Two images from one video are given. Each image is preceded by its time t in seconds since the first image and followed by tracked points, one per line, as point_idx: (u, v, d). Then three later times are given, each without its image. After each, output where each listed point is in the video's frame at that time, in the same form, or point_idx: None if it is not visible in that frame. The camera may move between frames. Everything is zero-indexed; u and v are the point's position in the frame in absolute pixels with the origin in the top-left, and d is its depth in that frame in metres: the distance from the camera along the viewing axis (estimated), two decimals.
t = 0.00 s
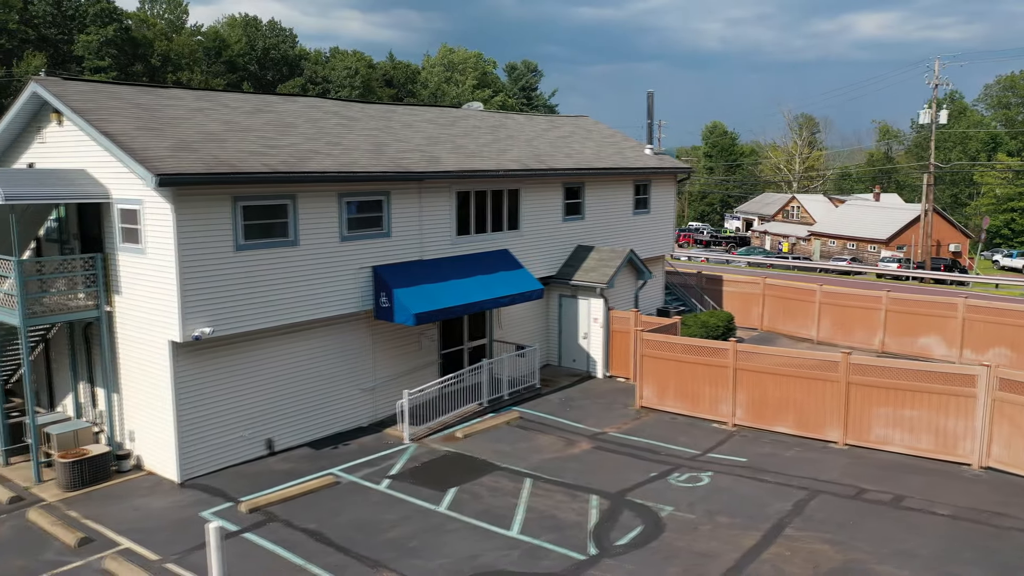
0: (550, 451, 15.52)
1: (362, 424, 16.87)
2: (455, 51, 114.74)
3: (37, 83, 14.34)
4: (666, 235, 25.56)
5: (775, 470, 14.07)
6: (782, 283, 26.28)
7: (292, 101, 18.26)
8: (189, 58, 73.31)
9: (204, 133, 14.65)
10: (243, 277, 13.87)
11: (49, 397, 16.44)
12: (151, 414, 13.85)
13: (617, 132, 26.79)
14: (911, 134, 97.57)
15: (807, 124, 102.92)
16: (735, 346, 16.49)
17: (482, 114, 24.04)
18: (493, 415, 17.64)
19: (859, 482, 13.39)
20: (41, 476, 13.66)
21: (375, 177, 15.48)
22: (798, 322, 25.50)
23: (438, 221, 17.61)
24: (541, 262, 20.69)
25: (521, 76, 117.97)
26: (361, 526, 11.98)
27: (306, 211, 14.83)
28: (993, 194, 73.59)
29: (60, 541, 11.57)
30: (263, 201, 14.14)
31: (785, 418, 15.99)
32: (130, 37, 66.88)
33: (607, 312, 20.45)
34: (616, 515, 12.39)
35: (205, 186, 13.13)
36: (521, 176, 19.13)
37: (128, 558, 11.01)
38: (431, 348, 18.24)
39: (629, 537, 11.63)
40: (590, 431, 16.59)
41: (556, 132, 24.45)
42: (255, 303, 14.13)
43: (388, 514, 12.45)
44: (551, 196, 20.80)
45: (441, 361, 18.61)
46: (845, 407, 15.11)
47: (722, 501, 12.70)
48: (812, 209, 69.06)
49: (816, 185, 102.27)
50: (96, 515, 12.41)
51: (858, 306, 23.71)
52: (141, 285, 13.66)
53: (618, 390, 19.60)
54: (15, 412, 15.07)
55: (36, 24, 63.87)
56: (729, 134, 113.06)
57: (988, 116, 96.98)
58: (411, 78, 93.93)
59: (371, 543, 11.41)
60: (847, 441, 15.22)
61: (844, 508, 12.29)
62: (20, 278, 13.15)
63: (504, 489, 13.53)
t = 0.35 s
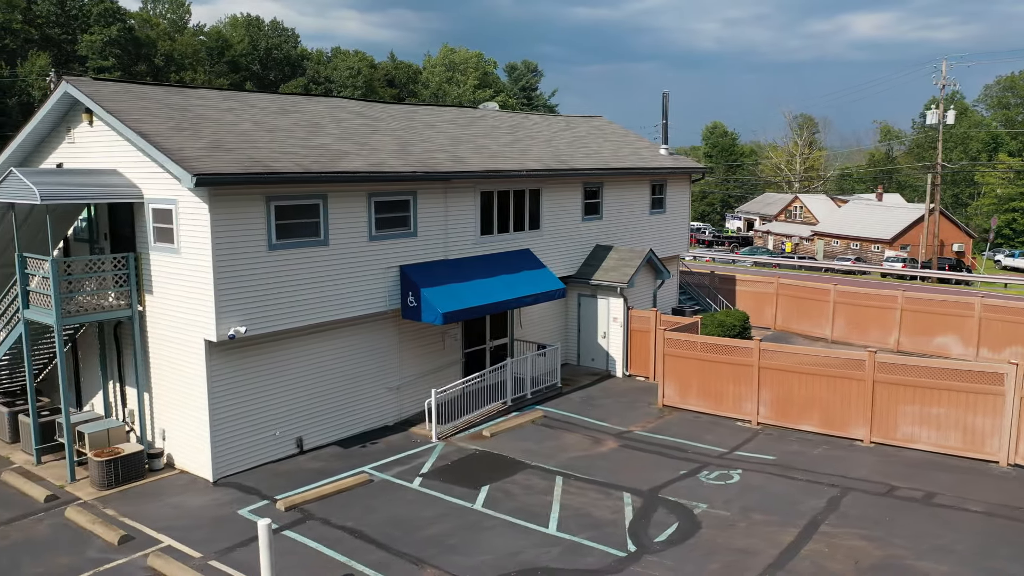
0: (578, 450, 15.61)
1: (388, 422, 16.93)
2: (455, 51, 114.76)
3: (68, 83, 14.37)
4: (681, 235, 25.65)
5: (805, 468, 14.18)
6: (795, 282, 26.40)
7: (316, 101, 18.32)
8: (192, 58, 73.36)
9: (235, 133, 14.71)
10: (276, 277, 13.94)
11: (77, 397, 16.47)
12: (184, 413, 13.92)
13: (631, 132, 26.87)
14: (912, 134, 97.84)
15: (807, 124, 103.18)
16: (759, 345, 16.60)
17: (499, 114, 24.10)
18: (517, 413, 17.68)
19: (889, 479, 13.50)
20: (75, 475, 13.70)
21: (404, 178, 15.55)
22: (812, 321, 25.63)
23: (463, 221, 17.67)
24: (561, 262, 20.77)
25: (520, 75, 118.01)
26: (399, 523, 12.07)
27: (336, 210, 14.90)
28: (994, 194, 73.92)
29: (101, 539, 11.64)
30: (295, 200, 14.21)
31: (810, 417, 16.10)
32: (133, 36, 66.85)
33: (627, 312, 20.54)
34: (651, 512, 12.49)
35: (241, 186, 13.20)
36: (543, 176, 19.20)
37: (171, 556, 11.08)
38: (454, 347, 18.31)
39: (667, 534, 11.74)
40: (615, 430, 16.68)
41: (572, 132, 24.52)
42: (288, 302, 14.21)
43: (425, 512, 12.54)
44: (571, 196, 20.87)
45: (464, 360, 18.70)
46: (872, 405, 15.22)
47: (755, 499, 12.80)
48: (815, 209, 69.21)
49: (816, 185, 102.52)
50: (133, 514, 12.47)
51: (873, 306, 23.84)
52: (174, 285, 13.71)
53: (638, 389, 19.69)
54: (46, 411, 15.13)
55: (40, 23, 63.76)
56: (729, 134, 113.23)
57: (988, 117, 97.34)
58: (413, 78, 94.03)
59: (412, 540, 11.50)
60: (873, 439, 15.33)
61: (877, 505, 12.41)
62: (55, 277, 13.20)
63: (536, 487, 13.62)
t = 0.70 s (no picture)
0: (608, 448, 15.71)
1: (417, 421, 17.00)
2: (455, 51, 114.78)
3: (101, 83, 14.41)
4: (697, 235, 25.74)
5: (837, 465, 14.30)
6: (810, 282, 26.52)
7: (342, 102, 18.38)
8: (195, 58, 73.35)
9: (268, 133, 14.77)
10: (311, 277, 14.01)
11: (107, 396, 16.50)
12: (220, 412, 13.97)
13: (646, 132, 26.96)
14: (911, 135, 98.08)
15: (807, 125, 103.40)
16: (786, 345, 16.70)
17: (517, 114, 24.17)
18: (543, 413, 17.75)
19: (921, 476, 13.62)
20: (112, 475, 13.75)
21: (434, 178, 15.62)
22: (827, 320, 25.75)
23: (490, 221, 17.74)
24: (582, 261, 20.85)
25: (520, 76, 118.12)
26: (440, 521, 12.15)
27: (369, 210, 14.96)
28: (994, 194, 74.21)
29: (146, 538, 11.70)
30: (330, 200, 14.27)
31: (837, 415, 16.22)
32: (136, 36, 66.80)
33: (648, 311, 20.64)
34: (689, 510, 12.60)
35: (278, 186, 13.26)
36: (567, 176, 19.28)
37: (218, 553, 11.14)
38: (480, 346, 18.39)
39: (708, 531, 11.83)
40: (643, 428, 16.78)
41: (590, 132, 24.60)
42: (322, 302, 14.28)
43: (464, 510, 12.62)
44: (593, 196, 20.95)
45: (489, 359, 18.79)
46: (900, 403, 15.35)
47: (791, 496, 12.91)
48: (817, 209, 69.40)
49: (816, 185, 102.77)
50: (174, 512, 12.53)
51: (889, 305, 23.98)
52: (211, 285, 13.76)
53: (661, 388, 19.79)
54: (79, 410, 15.17)
55: (43, 24, 63.70)
56: (729, 134, 113.44)
57: (987, 117, 97.68)
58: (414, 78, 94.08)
59: (455, 538, 11.58)
60: (901, 436, 15.46)
61: (913, 501, 12.53)
62: (92, 276, 13.23)
63: (572, 485, 13.71)
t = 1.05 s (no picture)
0: (640, 447, 15.80)
1: (448, 421, 17.07)
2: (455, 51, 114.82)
3: (139, 84, 14.45)
4: (715, 235, 25.85)
5: (871, 463, 14.41)
6: (827, 282, 26.65)
7: (370, 102, 18.43)
8: (199, 58, 73.40)
9: (305, 133, 14.83)
10: (350, 276, 14.07)
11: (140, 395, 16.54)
12: (260, 411, 14.03)
13: (663, 133, 27.04)
14: (912, 135, 98.36)
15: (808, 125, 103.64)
16: (815, 344, 16.81)
17: (537, 114, 24.24)
18: (572, 412, 17.85)
19: (957, 474, 13.74)
20: (152, 474, 13.80)
21: (468, 178, 15.68)
22: (844, 320, 25.89)
23: (519, 221, 17.81)
24: (606, 261, 20.93)
25: (520, 76, 118.15)
26: (485, 519, 12.23)
27: (405, 210, 15.03)
28: (996, 195, 74.48)
29: (194, 536, 11.77)
30: (368, 201, 14.34)
31: (867, 413, 16.33)
32: (140, 37, 66.76)
33: (672, 310, 20.74)
34: (730, 507, 12.71)
35: (319, 187, 13.32)
36: (593, 176, 19.35)
37: (269, 551, 11.21)
38: (508, 346, 18.46)
39: (752, 528, 11.94)
40: (673, 427, 16.88)
41: (609, 132, 24.69)
42: (361, 301, 14.34)
43: (507, 508, 12.71)
44: (617, 196, 21.03)
45: (517, 359, 18.88)
46: (931, 402, 15.46)
47: (830, 494, 13.02)
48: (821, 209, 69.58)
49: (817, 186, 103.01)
50: (219, 511, 12.60)
51: (908, 304, 24.12)
52: (251, 284, 13.81)
53: (686, 387, 19.89)
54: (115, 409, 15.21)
55: (48, 24, 63.62)
56: (730, 134, 113.63)
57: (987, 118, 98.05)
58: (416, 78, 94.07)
59: (502, 536, 11.66)
60: (932, 435, 15.58)
61: (952, 499, 12.64)
62: (134, 277, 13.26)
63: (610, 483, 13.80)
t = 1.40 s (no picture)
0: (673, 446, 15.89)
1: (478, 420, 17.15)
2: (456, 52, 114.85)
3: (176, 85, 14.51)
4: (734, 235, 25.94)
5: (905, 461, 14.51)
6: (843, 282, 26.79)
7: (399, 103, 18.49)
8: (203, 58, 73.40)
9: (342, 134, 14.87)
10: (389, 276, 14.14)
11: (174, 395, 16.58)
12: (299, 411, 14.08)
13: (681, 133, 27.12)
14: (912, 135, 98.67)
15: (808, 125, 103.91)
16: (844, 343, 16.91)
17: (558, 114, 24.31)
18: (601, 411, 17.94)
19: (993, 472, 13.85)
20: (192, 473, 13.86)
21: (502, 178, 15.75)
22: (860, 319, 26.03)
23: (548, 221, 17.88)
24: (631, 261, 21.02)
25: (520, 76, 118.26)
26: (530, 517, 12.30)
27: (441, 210, 15.10)
28: (997, 195, 74.77)
29: (241, 535, 11.83)
30: (405, 201, 14.39)
31: (897, 412, 16.44)
32: (145, 38, 66.76)
33: (696, 310, 20.83)
34: (771, 505, 12.80)
35: (360, 187, 13.37)
36: (620, 176, 19.43)
37: (319, 550, 11.27)
38: (536, 346, 18.54)
39: (796, 525, 12.04)
40: (703, 426, 16.97)
41: (629, 133, 24.77)
42: (399, 301, 14.40)
43: (549, 506, 12.80)
44: (641, 196, 21.11)
45: (544, 358, 18.96)
46: (962, 401, 15.57)
47: (870, 492, 13.12)
48: (824, 209, 69.77)
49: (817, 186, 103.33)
50: (263, 510, 12.66)
51: (926, 304, 24.25)
52: (291, 284, 13.85)
53: (711, 386, 19.98)
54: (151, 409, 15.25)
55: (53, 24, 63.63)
56: (729, 134, 113.84)
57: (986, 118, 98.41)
58: (417, 78, 94.12)
59: (548, 534, 11.74)
60: (963, 433, 15.69)
61: (991, 496, 12.75)
62: (176, 277, 13.29)
63: (648, 481, 13.89)
